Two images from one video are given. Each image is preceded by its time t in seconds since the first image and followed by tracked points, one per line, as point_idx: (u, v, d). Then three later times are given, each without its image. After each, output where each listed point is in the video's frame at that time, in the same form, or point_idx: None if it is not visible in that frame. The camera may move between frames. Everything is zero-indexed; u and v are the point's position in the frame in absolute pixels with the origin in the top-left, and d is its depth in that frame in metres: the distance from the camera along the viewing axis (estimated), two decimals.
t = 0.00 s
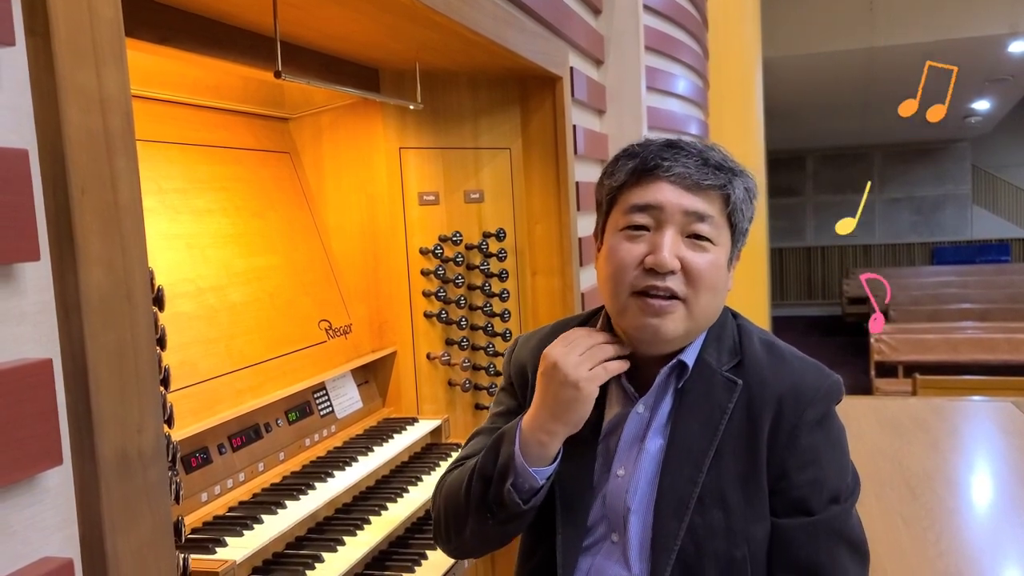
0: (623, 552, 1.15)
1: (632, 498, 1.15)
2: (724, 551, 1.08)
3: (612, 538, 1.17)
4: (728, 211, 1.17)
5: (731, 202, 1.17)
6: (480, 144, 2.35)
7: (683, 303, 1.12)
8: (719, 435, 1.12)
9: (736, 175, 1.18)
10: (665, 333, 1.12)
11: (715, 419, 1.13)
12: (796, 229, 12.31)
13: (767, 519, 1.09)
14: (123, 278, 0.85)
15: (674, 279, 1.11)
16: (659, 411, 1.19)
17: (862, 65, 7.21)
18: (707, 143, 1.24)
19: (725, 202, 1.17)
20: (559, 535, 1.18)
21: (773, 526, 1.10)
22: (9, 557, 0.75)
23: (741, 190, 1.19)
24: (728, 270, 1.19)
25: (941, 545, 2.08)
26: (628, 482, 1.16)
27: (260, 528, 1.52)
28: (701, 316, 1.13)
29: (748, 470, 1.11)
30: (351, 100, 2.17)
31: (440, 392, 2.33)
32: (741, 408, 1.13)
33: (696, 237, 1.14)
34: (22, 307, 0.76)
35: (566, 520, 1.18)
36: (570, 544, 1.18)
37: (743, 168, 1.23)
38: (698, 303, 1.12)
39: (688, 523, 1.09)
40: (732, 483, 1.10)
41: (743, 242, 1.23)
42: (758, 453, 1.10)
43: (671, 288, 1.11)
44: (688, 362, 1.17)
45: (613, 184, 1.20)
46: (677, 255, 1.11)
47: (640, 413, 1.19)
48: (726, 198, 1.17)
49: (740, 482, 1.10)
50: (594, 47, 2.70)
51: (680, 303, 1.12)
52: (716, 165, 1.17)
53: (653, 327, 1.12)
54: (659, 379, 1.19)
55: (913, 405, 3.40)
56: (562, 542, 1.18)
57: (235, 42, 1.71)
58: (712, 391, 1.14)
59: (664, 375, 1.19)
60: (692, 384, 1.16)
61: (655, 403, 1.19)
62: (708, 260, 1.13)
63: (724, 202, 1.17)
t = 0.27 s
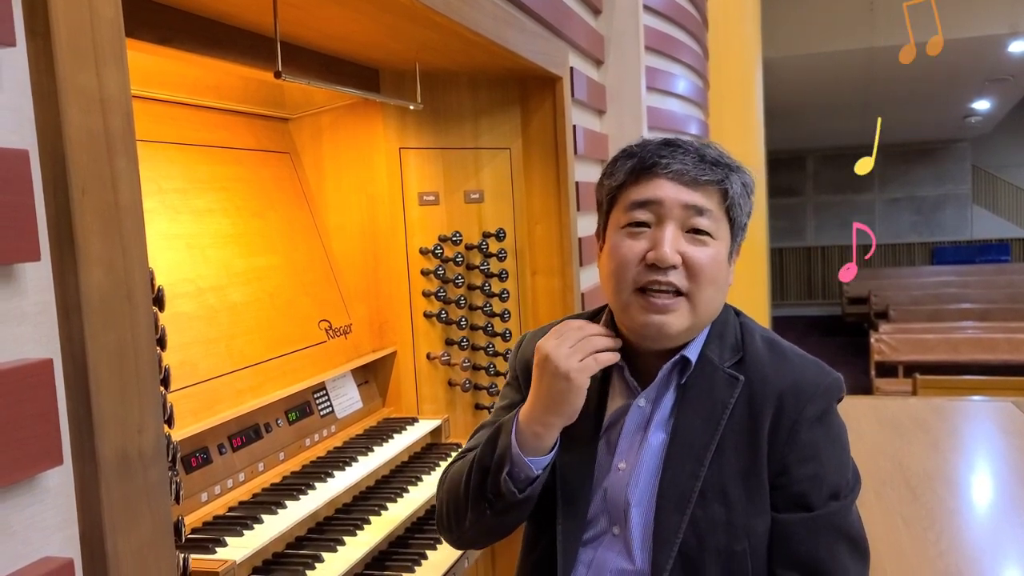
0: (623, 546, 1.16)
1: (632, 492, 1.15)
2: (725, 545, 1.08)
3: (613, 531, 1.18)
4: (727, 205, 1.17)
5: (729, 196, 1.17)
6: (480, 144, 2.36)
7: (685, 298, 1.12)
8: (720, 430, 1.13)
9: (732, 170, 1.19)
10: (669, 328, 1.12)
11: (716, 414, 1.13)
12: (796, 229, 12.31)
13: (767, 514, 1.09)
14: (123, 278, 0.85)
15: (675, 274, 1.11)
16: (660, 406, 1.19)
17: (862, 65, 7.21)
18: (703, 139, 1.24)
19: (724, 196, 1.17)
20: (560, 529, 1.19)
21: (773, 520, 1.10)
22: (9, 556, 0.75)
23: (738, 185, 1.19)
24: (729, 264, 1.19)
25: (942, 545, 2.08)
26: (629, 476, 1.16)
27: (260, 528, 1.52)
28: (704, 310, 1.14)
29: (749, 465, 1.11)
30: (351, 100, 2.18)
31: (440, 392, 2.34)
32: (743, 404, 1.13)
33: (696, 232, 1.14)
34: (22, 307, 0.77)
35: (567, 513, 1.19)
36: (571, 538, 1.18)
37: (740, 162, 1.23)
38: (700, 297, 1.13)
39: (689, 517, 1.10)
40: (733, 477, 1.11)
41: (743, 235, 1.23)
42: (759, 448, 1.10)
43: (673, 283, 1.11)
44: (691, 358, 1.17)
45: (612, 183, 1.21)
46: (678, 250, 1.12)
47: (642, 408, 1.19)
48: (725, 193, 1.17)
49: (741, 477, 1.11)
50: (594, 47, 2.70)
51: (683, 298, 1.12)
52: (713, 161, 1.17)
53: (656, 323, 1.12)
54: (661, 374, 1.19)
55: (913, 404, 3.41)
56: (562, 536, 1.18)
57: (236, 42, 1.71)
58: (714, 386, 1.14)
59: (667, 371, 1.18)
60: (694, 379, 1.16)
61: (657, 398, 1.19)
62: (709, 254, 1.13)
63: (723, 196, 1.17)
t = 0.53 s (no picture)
0: (625, 543, 1.17)
1: (634, 490, 1.15)
2: (726, 543, 1.09)
3: (615, 529, 1.18)
4: (729, 204, 1.18)
5: (731, 196, 1.18)
6: (479, 145, 2.36)
7: (688, 294, 1.12)
8: (722, 429, 1.13)
9: (734, 170, 1.19)
10: (672, 324, 1.12)
11: (717, 412, 1.13)
12: (795, 229, 12.31)
13: (768, 513, 1.09)
14: (122, 277, 0.86)
15: (678, 270, 1.11)
16: (662, 405, 1.19)
17: (862, 65, 7.21)
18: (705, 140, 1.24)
19: (725, 195, 1.17)
20: (561, 527, 1.19)
21: (774, 519, 1.10)
22: (9, 556, 0.75)
23: (740, 184, 1.19)
24: (730, 263, 1.19)
25: (941, 545, 2.08)
26: (631, 474, 1.17)
27: (260, 528, 1.52)
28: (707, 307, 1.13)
29: (750, 463, 1.11)
30: (350, 100, 2.18)
31: (440, 392, 2.34)
32: (744, 402, 1.14)
33: (699, 229, 1.14)
34: (22, 307, 0.77)
35: (568, 511, 1.19)
36: (572, 533, 1.18)
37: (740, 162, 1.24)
38: (703, 293, 1.13)
39: (691, 514, 1.10)
40: (734, 476, 1.11)
41: (744, 234, 1.23)
42: (760, 447, 1.10)
43: (676, 279, 1.11)
44: (691, 356, 1.18)
45: (615, 183, 1.21)
46: (681, 247, 1.12)
47: (643, 405, 1.20)
48: (726, 193, 1.17)
49: (742, 475, 1.11)
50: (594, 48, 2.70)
51: (686, 294, 1.12)
52: (715, 160, 1.17)
53: (659, 319, 1.12)
54: (663, 372, 1.19)
55: (913, 405, 3.41)
56: (564, 534, 1.18)
57: (235, 42, 1.71)
58: (715, 385, 1.15)
59: (668, 368, 1.19)
60: (696, 378, 1.16)
61: (658, 397, 1.19)
62: (711, 252, 1.13)
63: (724, 195, 1.17)
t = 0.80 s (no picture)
0: (625, 542, 1.17)
1: (633, 489, 1.15)
2: (725, 543, 1.09)
3: (615, 528, 1.18)
4: (725, 207, 1.18)
5: (727, 198, 1.18)
6: (479, 145, 2.36)
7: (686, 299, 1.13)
8: (721, 429, 1.13)
9: (730, 172, 1.19)
10: (671, 330, 1.13)
11: (717, 413, 1.13)
12: (795, 229, 12.31)
13: (768, 513, 1.10)
14: (124, 276, 0.86)
15: (676, 277, 1.12)
16: (662, 404, 1.19)
17: (862, 65, 7.21)
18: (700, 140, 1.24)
19: (722, 199, 1.17)
20: (560, 525, 1.20)
21: (774, 520, 1.10)
22: (11, 555, 0.76)
23: (736, 186, 1.19)
24: (728, 264, 1.19)
25: (942, 545, 2.08)
26: (630, 474, 1.17)
27: (261, 528, 1.53)
28: (705, 311, 1.14)
29: (750, 464, 1.11)
30: (351, 101, 2.18)
31: (440, 392, 2.34)
32: (744, 403, 1.14)
33: (695, 234, 1.14)
34: (24, 308, 0.77)
35: (567, 511, 1.20)
36: (570, 532, 1.19)
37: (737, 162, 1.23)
38: (701, 298, 1.13)
39: (690, 514, 1.10)
40: (734, 476, 1.11)
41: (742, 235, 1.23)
42: (760, 448, 1.10)
43: (674, 286, 1.12)
44: (691, 357, 1.18)
45: (611, 188, 1.21)
46: (677, 253, 1.12)
47: (642, 405, 1.20)
48: (722, 195, 1.17)
49: (742, 476, 1.11)
50: (594, 48, 2.70)
51: (684, 300, 1.12)
52: (710, 163, 1.17)
53: (657, 325, 1.13)
54: (663, 372, 1.19)
55: (913, 404, 3.41)
56: (562, 532, 1.19)
57: (236, 43, 1.71)
58: (715, 386, 1.15)
59: (667, 369, 1.19)
60: (696, 379, 1.16)
61: (658, 398, 1.20)
62: (708, 256, 1.13)
63: (721, 198, 1.17)
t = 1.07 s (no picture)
0: (624, 542, 1.17)
1: (631, 490, 1.16)
2: (724, 542, 1.10)
3: (614, 528, 1.19)
4: (708, 215, 1.17)
5: (709, 204, 1.17)
6: (480, 146, 2.36)
7: (673, 311, 1.14)
8: (718, 430, 1.14)
9: (710, 176, 1.18)
10: (661, 341, 1.15)
11: (714, 413, 1.14)
12: (796, 230, 12.31)
13: (766, 513, 1.10)
14: (125, 277, 0.86)
15: (661, 291, 1.13)
16: (658, 405, 1.20)
17: (862, 66, 7.21)
18: (681, 145, 1.22)
19: (704, 207, 1.17)
20: (557, 524, 1.21)
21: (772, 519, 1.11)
22: (12, 555, 0.76)
23: (718, 190, 1.18)
24: (717, 268, 1.20)
25: (941, 545, 2.09)
26: (627, 475, 1.18)
27: (262, 528, 1.53)
28: (694, 320, 1.16)
29: (747, 464, 1.12)
30: (351, 102, 2.18)
31: (440, 393, 2.34)
32: (740, 403, 1.14)
33: (678, 246, 1.15)
34: (25, 308, 0.77)
35: (565, 511, 1.21)
36: (568, 532, 1.21)
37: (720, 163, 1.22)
38: (688, 308, 1.15)
39: (689, 514, 1.11)
40: (731, 476, 1.12)
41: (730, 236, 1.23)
42: (757, 447, 1.11)
43: (660, 299, 1.13)
44: (688, 360, 1.18)
45: (593, 201, 1.22)
46: (660, 268, 1.13)
47: (639, 407, 1.21)
48: (704, 202, 1.17)
49: (739, 476, 1.12)
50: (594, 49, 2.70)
51: (671, 312, 1.14)
52: (689, 172, 1.16)
53: (646, 337, 1.15)
54: (661, 375, 1.20)
55: (913, 405, 3.41)
56: (559, 531, 1.21)
57: (236, 43, 1.72)
58: (712, 386, 1.16)
59: (664, 373, 1.20)
60: (693, 380, 1.17)
61: (654, 399, 1.20)
62: (693, 267, 1.14)
63: (703, 206, 1.17)
